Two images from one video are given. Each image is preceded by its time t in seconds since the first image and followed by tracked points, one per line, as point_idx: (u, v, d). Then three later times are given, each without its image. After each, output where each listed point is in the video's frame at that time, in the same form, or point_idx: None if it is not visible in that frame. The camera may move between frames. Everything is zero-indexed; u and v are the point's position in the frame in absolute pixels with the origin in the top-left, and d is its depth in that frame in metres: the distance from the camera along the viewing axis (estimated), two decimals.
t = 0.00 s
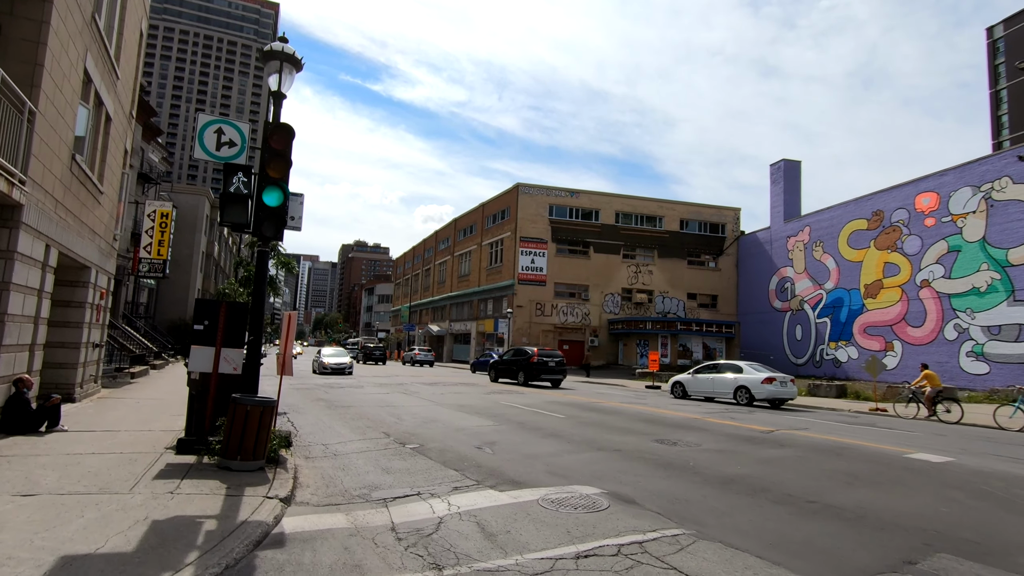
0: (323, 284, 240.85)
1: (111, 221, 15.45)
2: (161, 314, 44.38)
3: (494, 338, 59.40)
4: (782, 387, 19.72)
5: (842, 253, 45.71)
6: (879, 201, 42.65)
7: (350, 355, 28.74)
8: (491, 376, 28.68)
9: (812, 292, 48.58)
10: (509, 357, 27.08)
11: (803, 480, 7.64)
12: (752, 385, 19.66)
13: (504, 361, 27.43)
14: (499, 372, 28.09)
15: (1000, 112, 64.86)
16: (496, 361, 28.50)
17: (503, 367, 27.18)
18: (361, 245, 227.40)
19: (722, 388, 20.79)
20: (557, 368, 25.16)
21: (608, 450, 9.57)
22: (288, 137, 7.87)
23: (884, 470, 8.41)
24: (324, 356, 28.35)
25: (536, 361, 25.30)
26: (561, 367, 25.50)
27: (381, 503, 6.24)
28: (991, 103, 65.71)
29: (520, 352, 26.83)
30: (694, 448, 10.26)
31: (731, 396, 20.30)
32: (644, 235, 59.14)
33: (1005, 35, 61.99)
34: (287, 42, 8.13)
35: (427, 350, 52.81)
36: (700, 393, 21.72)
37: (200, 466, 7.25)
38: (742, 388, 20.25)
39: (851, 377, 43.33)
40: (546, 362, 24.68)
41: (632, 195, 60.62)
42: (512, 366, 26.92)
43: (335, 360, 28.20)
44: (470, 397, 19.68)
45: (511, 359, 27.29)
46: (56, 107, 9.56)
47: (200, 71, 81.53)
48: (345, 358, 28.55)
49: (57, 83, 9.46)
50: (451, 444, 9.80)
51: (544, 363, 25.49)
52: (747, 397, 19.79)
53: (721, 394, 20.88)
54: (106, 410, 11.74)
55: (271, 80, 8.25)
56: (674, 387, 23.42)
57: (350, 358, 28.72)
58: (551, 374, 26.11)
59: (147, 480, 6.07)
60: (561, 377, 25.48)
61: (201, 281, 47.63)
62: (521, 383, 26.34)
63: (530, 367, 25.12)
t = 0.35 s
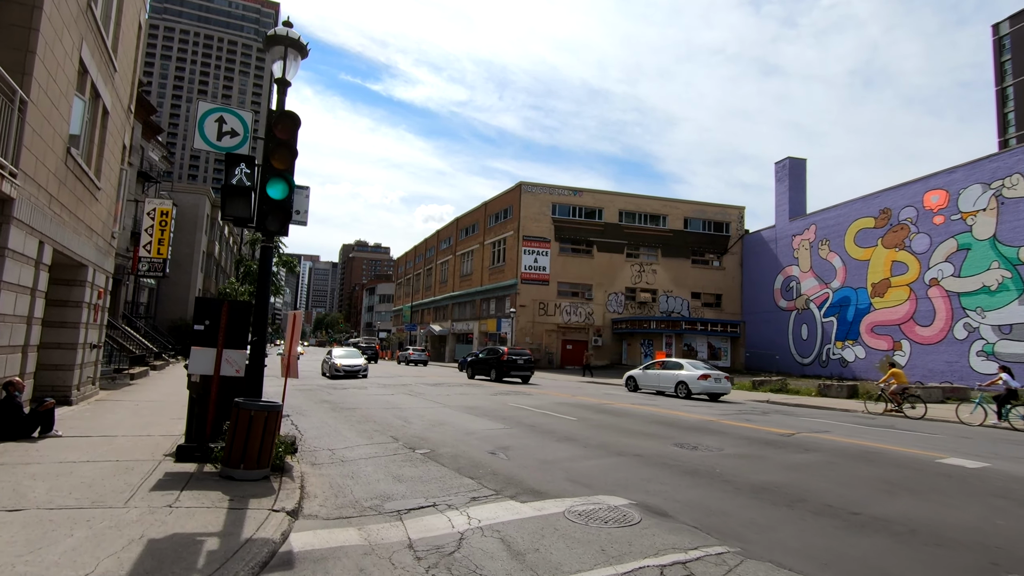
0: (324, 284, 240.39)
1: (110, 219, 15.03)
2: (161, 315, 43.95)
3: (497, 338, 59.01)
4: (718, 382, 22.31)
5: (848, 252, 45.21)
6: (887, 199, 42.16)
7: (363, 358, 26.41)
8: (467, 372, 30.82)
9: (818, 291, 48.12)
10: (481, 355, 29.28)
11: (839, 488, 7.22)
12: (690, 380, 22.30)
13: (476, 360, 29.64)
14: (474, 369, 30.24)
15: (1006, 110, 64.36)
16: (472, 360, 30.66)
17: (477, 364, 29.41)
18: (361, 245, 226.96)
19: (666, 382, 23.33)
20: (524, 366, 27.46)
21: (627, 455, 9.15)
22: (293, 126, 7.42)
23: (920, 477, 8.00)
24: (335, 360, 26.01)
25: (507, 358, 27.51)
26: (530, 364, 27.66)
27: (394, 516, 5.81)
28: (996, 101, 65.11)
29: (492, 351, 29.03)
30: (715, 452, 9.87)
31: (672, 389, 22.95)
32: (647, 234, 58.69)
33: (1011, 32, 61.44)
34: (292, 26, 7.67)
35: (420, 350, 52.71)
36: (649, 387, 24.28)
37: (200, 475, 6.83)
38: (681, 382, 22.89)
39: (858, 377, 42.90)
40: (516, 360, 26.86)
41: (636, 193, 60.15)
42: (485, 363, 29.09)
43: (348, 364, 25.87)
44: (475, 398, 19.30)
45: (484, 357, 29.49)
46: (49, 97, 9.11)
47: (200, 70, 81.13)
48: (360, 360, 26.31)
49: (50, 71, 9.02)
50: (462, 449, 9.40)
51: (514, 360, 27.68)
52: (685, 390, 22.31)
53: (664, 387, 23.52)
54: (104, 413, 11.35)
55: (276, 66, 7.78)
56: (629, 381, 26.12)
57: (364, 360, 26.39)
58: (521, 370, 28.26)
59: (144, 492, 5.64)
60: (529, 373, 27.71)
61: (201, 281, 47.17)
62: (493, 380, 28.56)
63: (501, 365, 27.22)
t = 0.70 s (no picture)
0: (312, 288, 237.99)
1: (91, 218, 14.35)
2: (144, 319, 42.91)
3: (487, 344, 58.53)
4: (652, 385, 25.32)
5: (838, 260, 45.40)
6: (876, 208, 42.45)
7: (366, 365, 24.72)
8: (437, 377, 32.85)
9: (809, 299, 48.26)
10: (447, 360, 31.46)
11: (863, 505, 6.88)
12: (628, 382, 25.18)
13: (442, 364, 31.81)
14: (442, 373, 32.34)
15: (992, 122, 64.46)
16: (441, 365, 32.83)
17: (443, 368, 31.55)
18: (349, 250, 225.23)
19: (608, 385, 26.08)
20: (486, 370, 29.61)
21: (636, 469, 8.75)
22: (290, 119, 6.99)
23: (942, 492, 7.68)
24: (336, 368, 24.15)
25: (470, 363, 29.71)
26: (491, 369, 29.78)
27: (398, 539, 5.36)
28: (983, 113, 65.22)
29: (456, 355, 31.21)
30: (725, 465, 9.50)
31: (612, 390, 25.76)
32: (639, 241, 58.65)
33: (995, 46, 62.40)
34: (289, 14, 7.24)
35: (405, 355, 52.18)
36: (595, 390, 26.85)
37: (186, 491, 6.31)
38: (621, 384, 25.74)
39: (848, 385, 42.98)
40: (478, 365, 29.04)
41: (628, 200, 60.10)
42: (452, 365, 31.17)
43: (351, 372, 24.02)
44: (469, 406, 18.82)
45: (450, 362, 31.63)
46: (28, 86, 8.57)
47: (188, 71, 80.10)
48: (363, 367, 24.54)
49: (29, 59, 8.46)
50: (463, 461, 8.93)
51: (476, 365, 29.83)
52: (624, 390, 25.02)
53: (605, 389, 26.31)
54: (81, 422, 10.74)
55: (272, 57, 7.36)
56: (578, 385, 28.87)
57: (368, 367, 24.72)
58: (483, 375, 30.25)
59: (123, 515, 5.13)
60: (491, 377, 29.80)
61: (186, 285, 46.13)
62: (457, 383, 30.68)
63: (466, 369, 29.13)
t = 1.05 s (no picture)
0: (284, 285, 233.39)
1: (51, 208, 13.45)
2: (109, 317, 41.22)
3: (466, 341, 58.07)
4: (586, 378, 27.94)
5: (813, 258, 46.14)
6: (850, 207, 43.21)
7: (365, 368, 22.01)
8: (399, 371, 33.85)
9: (784, 296, 48.97)
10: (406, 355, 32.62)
11: (871, 505, 6.72)
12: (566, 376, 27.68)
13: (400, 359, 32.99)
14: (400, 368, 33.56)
15: (956, 124, 67.21)
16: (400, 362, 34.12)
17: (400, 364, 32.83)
18: (324, 246, 221.48)
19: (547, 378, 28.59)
20: (440, 365, 31.08)
21: (633, 469, 8.48)
22: (272, 97, 6.45)
23: (945, 490, 7.58)
24: (330, 368, 21.36)
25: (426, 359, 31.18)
26: (445, 365, 31.20)
27: (395, 551, 4.94)
28: (948, 115, 68.04)
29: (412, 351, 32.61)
30: (722, 464, 9.28)
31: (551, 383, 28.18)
32: (618, 238, 58.81)
33: (961, 50, 64.74)
34: None
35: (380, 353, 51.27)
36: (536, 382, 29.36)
37: (156, 501, 5.76)
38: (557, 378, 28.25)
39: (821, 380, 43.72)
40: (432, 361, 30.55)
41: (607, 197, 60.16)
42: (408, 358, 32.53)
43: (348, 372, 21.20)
44: (451, 404, 18.44)
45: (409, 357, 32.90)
46: None
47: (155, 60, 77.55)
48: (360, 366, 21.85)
49: None
50: (454, 463, 8.54)
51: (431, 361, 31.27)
52: (563, 383, 27.92)
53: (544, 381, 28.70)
54: (39, 425, 9.97)
55: (254, 32, 6.81)
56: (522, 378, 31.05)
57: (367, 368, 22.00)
58: (438, 369, 31.57)
59: (85, 530, 4.58)
60: (444, 371, 31.23)
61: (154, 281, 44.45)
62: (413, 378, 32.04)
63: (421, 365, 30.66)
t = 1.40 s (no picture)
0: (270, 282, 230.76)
1: (31, 197, 12.83)
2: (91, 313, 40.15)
3: (456, 338, 57.65)
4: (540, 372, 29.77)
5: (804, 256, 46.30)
6: (841, 206, 43.38)
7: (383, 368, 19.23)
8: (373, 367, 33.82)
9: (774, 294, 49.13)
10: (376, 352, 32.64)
11: (900, 511, 6.46)
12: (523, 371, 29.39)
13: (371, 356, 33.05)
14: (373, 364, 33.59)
15: (943, 125, 68.18)
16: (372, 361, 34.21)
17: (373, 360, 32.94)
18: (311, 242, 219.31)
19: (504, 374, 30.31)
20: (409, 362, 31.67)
21: (648, 472, 8.17)
22: (274, 77, 5.98)
23: (970, 493, 7.35)
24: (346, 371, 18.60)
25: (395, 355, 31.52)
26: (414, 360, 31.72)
27: (413, 567, 4.54)
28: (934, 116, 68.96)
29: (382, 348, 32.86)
30: (735, 466, 9.02)
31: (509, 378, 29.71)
32: (609, 235, 58.70)
33: (948, 52, 65.63)
34: None
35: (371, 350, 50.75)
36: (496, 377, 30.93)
37: (147, 513, 5.29)
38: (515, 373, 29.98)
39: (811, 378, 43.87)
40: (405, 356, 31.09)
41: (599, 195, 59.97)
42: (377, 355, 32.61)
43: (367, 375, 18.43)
44: (448, 402, 18.07)
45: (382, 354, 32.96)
46: None
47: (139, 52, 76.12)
48: (381, 369, 19.10)
49: None
50: (461, 466, 8.14)
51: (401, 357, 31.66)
52: (518, 377, 29.79)
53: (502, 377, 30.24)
54: (19, 426, 9.43)
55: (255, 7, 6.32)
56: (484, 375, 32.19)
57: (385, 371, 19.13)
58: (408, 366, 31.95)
59: (69, 549, 4.11)
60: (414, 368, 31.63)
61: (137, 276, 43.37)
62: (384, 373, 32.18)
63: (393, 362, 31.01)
